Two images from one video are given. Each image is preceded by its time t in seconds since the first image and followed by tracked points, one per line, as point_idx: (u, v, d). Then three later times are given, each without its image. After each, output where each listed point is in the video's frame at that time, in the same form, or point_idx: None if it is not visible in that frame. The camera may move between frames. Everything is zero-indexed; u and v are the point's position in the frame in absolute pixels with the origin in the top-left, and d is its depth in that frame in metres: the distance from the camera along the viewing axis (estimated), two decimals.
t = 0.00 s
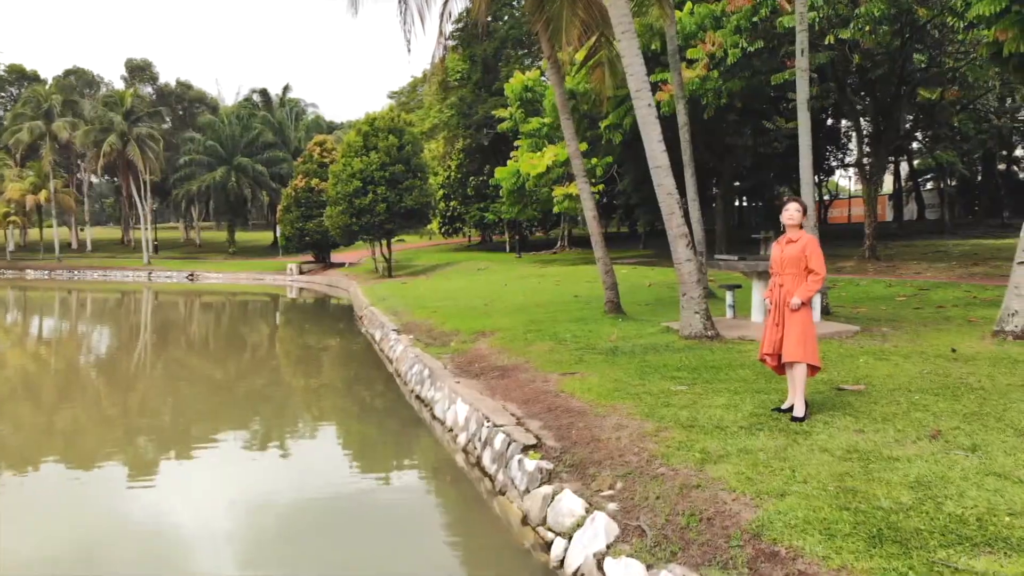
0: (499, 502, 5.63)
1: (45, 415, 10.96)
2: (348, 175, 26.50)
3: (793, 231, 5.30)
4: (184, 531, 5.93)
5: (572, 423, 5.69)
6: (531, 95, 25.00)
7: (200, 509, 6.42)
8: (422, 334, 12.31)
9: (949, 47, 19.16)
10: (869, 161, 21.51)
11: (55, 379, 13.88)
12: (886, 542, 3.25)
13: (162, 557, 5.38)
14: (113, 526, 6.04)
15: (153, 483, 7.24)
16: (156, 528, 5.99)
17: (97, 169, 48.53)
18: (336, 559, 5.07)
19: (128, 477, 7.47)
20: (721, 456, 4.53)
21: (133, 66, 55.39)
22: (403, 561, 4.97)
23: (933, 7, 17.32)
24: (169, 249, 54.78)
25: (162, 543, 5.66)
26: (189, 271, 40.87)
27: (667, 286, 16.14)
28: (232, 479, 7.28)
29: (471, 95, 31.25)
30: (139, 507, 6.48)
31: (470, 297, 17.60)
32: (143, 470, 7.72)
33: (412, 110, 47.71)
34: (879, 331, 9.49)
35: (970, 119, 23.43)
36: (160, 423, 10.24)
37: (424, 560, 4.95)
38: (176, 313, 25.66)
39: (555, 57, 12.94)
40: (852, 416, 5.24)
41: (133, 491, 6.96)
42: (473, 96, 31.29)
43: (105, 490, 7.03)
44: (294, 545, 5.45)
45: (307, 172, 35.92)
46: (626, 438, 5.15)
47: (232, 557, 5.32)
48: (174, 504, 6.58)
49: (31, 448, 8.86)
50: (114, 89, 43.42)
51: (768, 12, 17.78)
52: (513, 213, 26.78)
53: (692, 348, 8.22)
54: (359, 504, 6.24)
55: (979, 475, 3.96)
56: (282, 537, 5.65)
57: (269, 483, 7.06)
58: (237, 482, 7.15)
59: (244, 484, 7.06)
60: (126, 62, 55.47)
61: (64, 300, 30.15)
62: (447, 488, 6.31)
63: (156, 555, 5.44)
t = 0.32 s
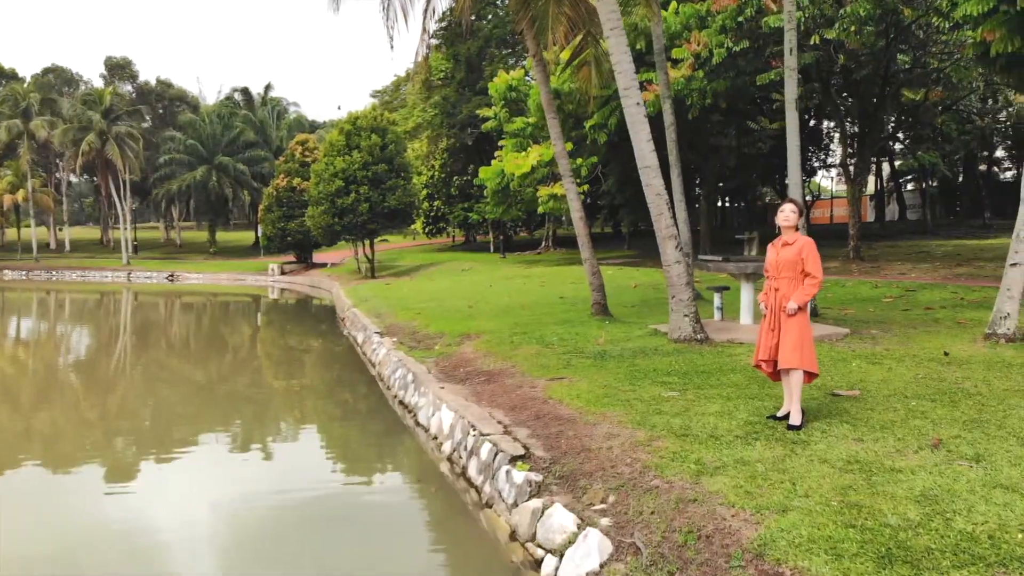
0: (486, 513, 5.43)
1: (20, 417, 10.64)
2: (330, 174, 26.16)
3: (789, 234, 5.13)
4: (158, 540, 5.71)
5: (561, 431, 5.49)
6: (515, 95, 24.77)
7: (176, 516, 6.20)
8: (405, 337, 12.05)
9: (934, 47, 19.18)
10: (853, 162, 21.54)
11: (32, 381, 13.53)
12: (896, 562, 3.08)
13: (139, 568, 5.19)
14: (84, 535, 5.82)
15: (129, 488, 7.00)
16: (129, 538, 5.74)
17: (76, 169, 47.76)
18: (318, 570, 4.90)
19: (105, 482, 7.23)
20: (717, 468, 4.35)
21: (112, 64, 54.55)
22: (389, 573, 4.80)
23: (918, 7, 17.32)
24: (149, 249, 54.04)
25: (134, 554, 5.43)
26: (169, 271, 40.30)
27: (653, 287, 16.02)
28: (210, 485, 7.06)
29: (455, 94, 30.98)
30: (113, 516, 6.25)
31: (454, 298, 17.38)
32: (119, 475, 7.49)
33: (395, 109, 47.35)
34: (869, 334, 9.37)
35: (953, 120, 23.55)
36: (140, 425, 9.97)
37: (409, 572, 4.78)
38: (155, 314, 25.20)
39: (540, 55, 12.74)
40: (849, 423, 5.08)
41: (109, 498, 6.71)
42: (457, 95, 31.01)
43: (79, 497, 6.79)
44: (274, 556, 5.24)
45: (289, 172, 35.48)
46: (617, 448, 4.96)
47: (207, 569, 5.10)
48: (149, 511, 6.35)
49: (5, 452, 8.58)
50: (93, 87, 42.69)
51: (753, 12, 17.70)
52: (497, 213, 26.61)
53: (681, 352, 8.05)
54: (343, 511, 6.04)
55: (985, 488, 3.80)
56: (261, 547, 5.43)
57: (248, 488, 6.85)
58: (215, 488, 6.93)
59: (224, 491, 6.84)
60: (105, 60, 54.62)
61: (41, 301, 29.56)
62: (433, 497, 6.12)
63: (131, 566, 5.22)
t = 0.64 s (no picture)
0: (473, 526, 5.24)
1: None
2: (314, 174, 25.84)
3: (785, 236, 4.98)
4: (136, 549, 5.54)
5: (551, 439, 5.32)
6: (501, 94, 24.56)
7: (155, 525, 6.03)
8: (390, 339, 11.84)
9: (919, 48, 19.23)
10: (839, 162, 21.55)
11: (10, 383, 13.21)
12: None
13: None
14: (59, 544, 5.64)
15: (106, 494, 6.80)
16: (105, 548, 5.56)
17: (55, 167, 46.99)
18: None
19: (84, 487, 7.05)
20: (713, 479, 4.19)
21: (93, 62, 53.76)
22: None
23: (905, 8, 17.34)
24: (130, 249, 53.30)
25: (112, 564, 5.27)
26: (152, 272, 39.76)
27: (640, 287, 15.89)
28: (192, 490, 6.89)
29: (440, 94, 30.72)
30: (89, 525, 6.07)
31: (439, 299, 17.17)
32: (99, 479, 7.33)
33: (379, 108, 47.02)
34: (860, 336, 9.29)
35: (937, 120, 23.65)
36: (121, 428, 9.73)
37: None
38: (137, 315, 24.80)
39: (527, 54, 12.56)
40: (846, 431, 4.94)
41: (86, 506, 6.52)
42: (442, 95, 30.75)
43: (56, 503, 6.60)
44: (256, 566, 5.09)
45: (272, 171, 35.07)
46: (610, 457, 4.81)
47: None
48: (127, 518, 6.17)
49: None
50: (73, 85, 41.99)
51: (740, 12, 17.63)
52: (483, 213, 26.43)
53: (671, 356, 7.90)
54: (327, 520, 5.88)
55: (992, 501, 3.67)
56: (242, 557, 5.27)
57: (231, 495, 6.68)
58: (198, 494, 6.76)
59: (206, 497, 6.68)
60: (86, 58, 53.81)
61: (19, 301, 29.01)
62: (419, 506, 5.95)
63: None
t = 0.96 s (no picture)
0: (460, 540, 5.04)
1: None
2: (296, 173, 25.50)
3: (783, 240, 4.83)
4: (113, 558, 5.38)
5: (541, 450, 5.14)
6: (485, 94, 24.35)
7: (133, 533, 5.85)
8: (373, 342, 11.60)
9: (903, 48, 19.27)
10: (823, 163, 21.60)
11: None
12: None
13: None
14: (32, 552, 5.49)
15: (81, 503, 6.56)
16: (76, 560, 5.34)
17: (33, 166, 46.22)
18: None
19: (62, 492, 6.85)
20: (711, 493, 4.02)
21: (72, 60, 52.91)
22: None
23: (890, 8, 17.35)
24: (110, 248, 52.52)
25: None
26: (131, 272, 39.17)
27: (626, 289, 15.75)
28: (171, 495, 6.71)
29: (424, 93, 30.45)
30: (66, 531, 5.91)
31: (423, 300, 16.94)
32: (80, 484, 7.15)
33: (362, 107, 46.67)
34: (849, 339, 9.19)
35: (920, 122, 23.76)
36: (99, 431, 9.47)
37: None
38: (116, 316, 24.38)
39: (513, 53, 12.36)
40: (846, 441, 4.79)
41: (58, 515, 6.28)
42: (426, 94, 30.49)
43: (28, 511, 6.38)
44: None
45: (253, 170, 34.63)
46: (603, 469, 4.62)
47: None
48: (103, 526, 5.99)
49: None
50: (52, 83, 41.26)
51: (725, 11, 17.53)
52: (467, 213, 26.22)
53: (661, 360, 7.74)
54: (308, 532, 5.67)
55: (1002, 516, 3.53)
56: (219, 569, 5.06)
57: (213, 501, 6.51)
58: (177, 500, 6.58)
59: (187, 503, 6.50)
60: (65, 56, 52.96)
61: None
62: (404, 518, 5.74)
63: None
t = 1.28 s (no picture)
0: (446, 556, 4.84)
1: None
2: (277, 172, 25.14)
3: (779, 243, 4.67)
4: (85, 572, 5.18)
5: (530, 461, 4.95)
6: (469, 93, 24.14)
7: (110, 542, 5.70)
8: (355, 346, 11.36)
9: (887, 48, 19.31)
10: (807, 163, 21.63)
11: None
12: None
13: None
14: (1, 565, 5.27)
15: (51, 514, 6.29)
16: None
17: (9, 165, 45.38)
18: None
19: (33, 502, 6.60)
20: (710, 509, 3.85)
21: (50, 58, 52.03)
22: None
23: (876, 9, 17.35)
24: (88, 249, 51.71)
25: None
26: (111, 273, 38.55)
27: (612, 290, 15.62)
28: (151, 503, 6.54)
29: (407, 92, 30.19)
30: (41, 540, 5.76)
31: (407, 302, 16.71)
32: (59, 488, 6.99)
33: (345, 106, 46.30)
34: (839, 341, 9.09)
35: (903, 122, 23.85)
36: (73, 435, 9.18)
37: None
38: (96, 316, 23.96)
39: (498, 51, 12.15)
40: (845, 451, 4.64)
41: (27, 526, 6.02)
42: (409, 93, 30.23)
43: None
44: None
45: (234, 169, 34.18)
46: (596, 482, 4.44)
47: None
48: (79, 535, 5.83)
49: None
50: (30, 82, 40.50)
51: (711, 11, 17.42)
52: (451, 213, 26.00)
53: (651, 365, 7.58)
54: (289, 545, 5.47)
55: (1012, 532, 3.40)
56: None
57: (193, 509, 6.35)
58: (155, 509, 6.37)
59: (167, 510, 6.34)
60: (43, 53, 52.05)
61: None
62: (389, 531, 5.54)
63: None
